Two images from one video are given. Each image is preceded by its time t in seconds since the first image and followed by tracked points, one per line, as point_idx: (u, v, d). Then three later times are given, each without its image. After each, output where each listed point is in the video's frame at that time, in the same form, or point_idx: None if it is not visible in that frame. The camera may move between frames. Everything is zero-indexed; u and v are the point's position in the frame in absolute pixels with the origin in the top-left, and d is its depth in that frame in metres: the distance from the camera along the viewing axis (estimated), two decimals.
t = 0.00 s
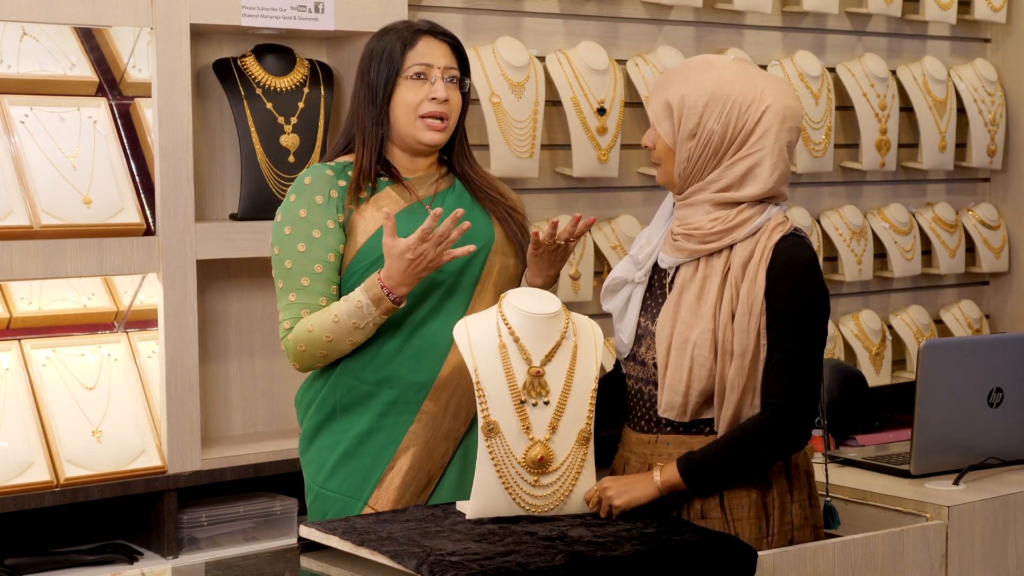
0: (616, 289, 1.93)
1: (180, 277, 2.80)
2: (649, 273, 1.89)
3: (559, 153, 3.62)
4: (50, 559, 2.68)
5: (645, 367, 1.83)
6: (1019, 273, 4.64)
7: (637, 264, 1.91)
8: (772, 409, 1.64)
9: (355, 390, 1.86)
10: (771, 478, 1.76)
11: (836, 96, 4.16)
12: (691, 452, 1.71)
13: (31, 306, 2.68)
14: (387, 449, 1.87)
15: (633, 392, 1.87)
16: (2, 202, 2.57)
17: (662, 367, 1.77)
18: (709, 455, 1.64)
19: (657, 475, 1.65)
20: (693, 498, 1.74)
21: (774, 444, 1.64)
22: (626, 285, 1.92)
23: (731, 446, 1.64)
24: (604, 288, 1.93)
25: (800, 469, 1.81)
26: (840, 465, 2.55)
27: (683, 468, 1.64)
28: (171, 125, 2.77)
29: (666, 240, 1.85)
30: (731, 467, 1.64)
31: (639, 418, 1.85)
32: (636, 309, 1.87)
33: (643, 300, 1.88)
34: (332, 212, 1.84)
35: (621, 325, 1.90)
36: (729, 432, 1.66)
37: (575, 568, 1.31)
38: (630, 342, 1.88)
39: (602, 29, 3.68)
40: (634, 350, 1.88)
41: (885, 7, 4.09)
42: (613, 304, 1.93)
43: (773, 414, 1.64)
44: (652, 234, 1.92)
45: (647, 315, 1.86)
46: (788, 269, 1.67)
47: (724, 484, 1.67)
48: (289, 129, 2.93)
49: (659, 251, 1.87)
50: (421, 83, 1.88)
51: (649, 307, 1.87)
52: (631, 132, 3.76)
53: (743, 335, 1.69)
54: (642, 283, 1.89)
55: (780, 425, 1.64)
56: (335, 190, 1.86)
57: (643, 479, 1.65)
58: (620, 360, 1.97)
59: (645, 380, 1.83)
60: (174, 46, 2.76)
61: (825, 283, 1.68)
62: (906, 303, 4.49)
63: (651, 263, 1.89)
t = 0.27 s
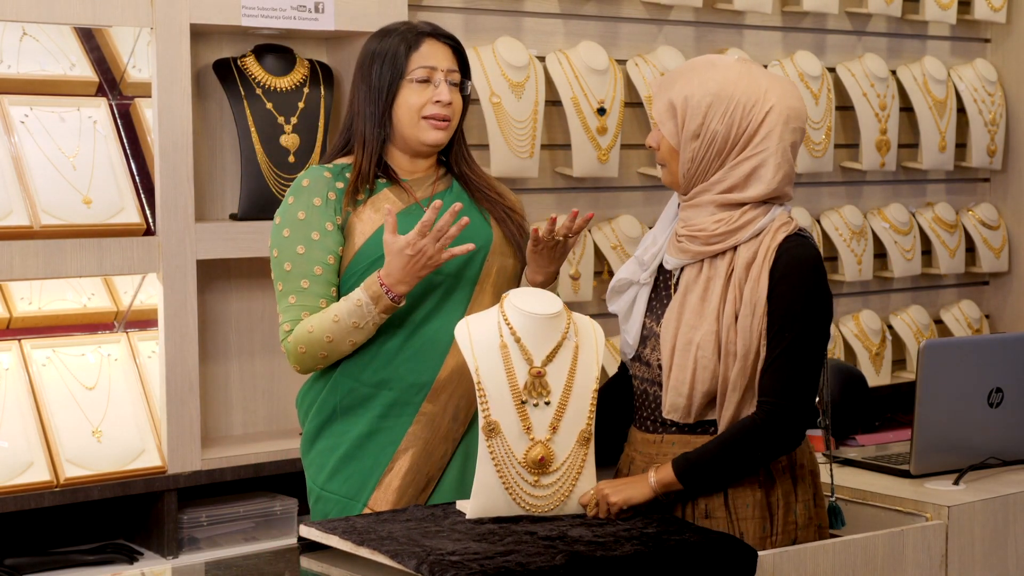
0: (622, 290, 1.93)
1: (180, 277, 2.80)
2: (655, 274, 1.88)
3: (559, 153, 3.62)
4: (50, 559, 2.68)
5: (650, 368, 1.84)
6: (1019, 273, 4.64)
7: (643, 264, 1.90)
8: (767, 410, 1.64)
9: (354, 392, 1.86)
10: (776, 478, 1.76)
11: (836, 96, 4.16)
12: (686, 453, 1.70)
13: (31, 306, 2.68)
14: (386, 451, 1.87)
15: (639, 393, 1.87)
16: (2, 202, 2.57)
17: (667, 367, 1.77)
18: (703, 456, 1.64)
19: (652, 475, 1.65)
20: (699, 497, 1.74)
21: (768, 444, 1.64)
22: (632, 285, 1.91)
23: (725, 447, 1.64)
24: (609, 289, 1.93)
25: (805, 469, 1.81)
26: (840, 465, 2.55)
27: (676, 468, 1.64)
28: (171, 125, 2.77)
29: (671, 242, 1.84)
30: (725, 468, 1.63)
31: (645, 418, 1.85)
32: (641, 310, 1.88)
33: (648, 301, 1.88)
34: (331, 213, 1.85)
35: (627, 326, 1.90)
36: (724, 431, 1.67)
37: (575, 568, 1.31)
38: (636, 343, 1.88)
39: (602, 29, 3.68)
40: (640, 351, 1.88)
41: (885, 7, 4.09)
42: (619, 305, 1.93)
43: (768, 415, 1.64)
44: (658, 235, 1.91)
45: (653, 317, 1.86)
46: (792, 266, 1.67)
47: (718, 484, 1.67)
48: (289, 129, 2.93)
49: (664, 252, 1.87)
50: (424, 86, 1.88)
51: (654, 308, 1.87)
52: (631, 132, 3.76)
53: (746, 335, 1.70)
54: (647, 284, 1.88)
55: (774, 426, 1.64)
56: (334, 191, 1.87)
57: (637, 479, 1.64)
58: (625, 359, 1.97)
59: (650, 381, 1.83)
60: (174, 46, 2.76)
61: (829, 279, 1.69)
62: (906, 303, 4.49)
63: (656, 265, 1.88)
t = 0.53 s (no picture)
0: (627, 290, 1.93)
1: (180, 277, 2.80)
2: (660, 275, 1.89)
3: (559, 153, 3.62)
4: (50, 559, 2.68)
5: (655, 368, 1.84)
6: (1019, 273, 4.64)
7: (648, 266, 1.91)
8: (767, 410, 1.64)
9: (355, 392, 1.86)
10: (779, 478, 1.76)
11: (836, 96, 4.16)
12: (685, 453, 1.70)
13: (31, 306, 2.68)
14: (386, 451, 1.87)
15: (643, 393, 1.87)
16: (2, 202, 2.57)
17: (670, 370, 1.77)
18: (702, 456, 1.64)
19: (652, 475, 1.65)
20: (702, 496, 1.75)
21: (767, 444, 1.64)
22: (637, 286, 1.92)
23: (726, 447, 1.64)
24: (615, 289, 1.93)
25: (809, 470, 1.81)
26: (840, 465, 2.55)
27: (677, 468, 1.64)
28: (171, 125, 2.77)
29: (675, 243, 1.85)
30: (725, 468, 1.63)
31: (650, 418, 1.85)
32: (646, 310, 1.88)
33: (653, 302, 1.89)
34: (331, 214, 1.85)
35: (632, 326, 1.91)
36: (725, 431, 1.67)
37: (574, 568, 1.31)
38: (639, 344, 1.89)
39: (602, 29, 3.68)
40: (644, 351, 1.88)
41: (885, 7, 4.09)
42: (624, 305, 1.93)
43: (768, 415, 1.64)
44: (663, 236, 1.91)
45: (657, 317, 1.86)
46: (795, 267, 1.67)
47: (719, 484, 1.67)
48: (289, 129, 2.93)
49: (668, 253, 1.87)
50: (432, 91, 1.87)
51: (658, 308, 1.87)
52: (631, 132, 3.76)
53: (749, 336, 1.70)
54: (653, 284, 1.89)
55: (775, 427, 1.64)
56: (334, 193, 1.86)
57: (638, 479, 1.64)
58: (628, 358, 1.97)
59: (655, 381, 1.83)
60: (174, 46, 2.76)
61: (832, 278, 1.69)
62: (906, 303, 4.49)
63: (662, 265, 1.89)
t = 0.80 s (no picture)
0: (626, 289, 1.93)
1: (180, 277, 2.80)
2: (660, 274, 1.89)
3: (559, 153, 3.62)
4: (50, 559, 2.68)
5: (654, 368, 1.84)
6: (1019, 273, 4.64)
7: (648, 265, 1.91)
8: (767, 410, 1.64)
9: (355, 394, 1.86)
10: (778, 478, 1.76)
11: (836, 96, 4.16)
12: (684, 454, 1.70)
13: (31, 306, 2.68)
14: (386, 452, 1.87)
15: (643, 393, 1.87)
16: (2, 202, 2.57)
17: (669, 370, 1.77)
18: (702, 456, 1.64)
19: (652, 475, 1.65)
20: (701, 497, 1.75)
21: (767, 444, 1.64)
22: (637, 286, 1.92)
23: (726, 448, 1.64)
24: (614, 288, 1.93)
25: (808, 470, 1.81)
26: (840, 465, 2.55)
27: (676, 468, 1.64)
28: (171, 125, 2.77)
29: (674, 243, 1.85)
30: (724, 469, 1.64)
31: (649, 417, 1.85)
32: (646, 310, 1.87)
33: (652, 301, 1.89)
34: (331, 216, 1.85)
35: (632, 325, 1.91)
36: (724, 432, 1.67)
37: (574, 568, 1.31)
38: (640, 343, 1.89)
39: (602, 29, 3.68)
40: (644, 350, 1.88)
41: (885, 7, 4.09)
42: (624, 304, 1.93)
43: (768, 416, 1.64)
44: (664, 235, 1.91)
45: (656, 316, 1.86)
46: (794, 267, 1.67)
47: (718, 484, 1.67)
48: (289, 129, 2.93)
49: (668, 252, 1.87)
50: (433, 87, 1.88)
51: (658, 307, 1.87)
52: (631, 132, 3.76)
53: (747, 336, 1.70)
54: (652, 284, 1.89)
55: (775, 427, 1.64)
56: (333, 194, 1.86)
57: (637, 479, 1.64)
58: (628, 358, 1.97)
59: (655, 381, 1.83)
60: (174, 46, 2.76)
61: (831, 279, 1.69)
62: (906, 303, 4.49)
63: (662, 265, 1.89)
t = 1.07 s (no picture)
0: (627, 287, 1.93)
1: (180, 277, 2.80)
2: (660, 271, 1.89)
3: (559, 153, 3.62)
4: (50, 559, 2.68)
5: (654, 366, 1.84)
6: (1019, 273, 4.64)
7: (649, 263, 1.90)
8: (766, 409, 1.64)
9: (355, 393, 1.86)
10: (777, 478, 1.76)
11: (836, 96, 4.16)
12: (683, 453, 1.70)
13: (31, 306, 2.68)
14: (386, 451, 1.87)
15: (642, 391, 1.87)
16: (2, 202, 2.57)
17: (668, 367, 1.77)
18: (702, 456, 1.64)
19: (652, 474, 1.64)
20: (699, 497, 1.75)
21: (767, 444, 1.64)
22: (637, 283, 1.92)
23: (724, 449, 1.64)
24: (615, 286, 1.93)
25: (807, 469, 1.81)
26: (840, 465, 2.55)
27: (676, 468, 1.63)
28: (171, 125, 2.77)
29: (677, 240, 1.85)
30: (723, 468, 1.63)
31: (648, 416, 1.85)
32: (646, 308, 1.88)
33: (653, 300, 1.88)
34: (332, 216, 1.85)
35: (631, 324, 1.90)
36: (724, 431, 1.67)
37: (574, 568, 1.31)
38: (639, 341, 1.89)
39: (602, 29, 3.68)
40: (644, 349, 1.88)
41: (885, 7, 4.09)
42: (624, 302, 1.93)
43: (768, 415, 1.64)
44: (665, 233, 1.91)
45: (657, 315, 1.86)
46: (794, 266, 1.67)
47: (718, 483, 1.67)
48: (289, 129, 2.93)
49: (670, 249, 1.87)
50: (435, 91, 1.87)
51: (659, 306, 1.87)
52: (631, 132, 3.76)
53: (746, 334, 1.70)
54: (652, 282, 1.89)
55: (774, 427, 1.64)
56: (334, 194, 1.87)
57: (637, 479, 1.64)
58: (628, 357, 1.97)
59: (654, 380, 1.83)
60: (174, 46, 2.76)
61: (831, 279, 1.69)
62: (906, 303, 4.49)
63: (662, 262, 1.89)
